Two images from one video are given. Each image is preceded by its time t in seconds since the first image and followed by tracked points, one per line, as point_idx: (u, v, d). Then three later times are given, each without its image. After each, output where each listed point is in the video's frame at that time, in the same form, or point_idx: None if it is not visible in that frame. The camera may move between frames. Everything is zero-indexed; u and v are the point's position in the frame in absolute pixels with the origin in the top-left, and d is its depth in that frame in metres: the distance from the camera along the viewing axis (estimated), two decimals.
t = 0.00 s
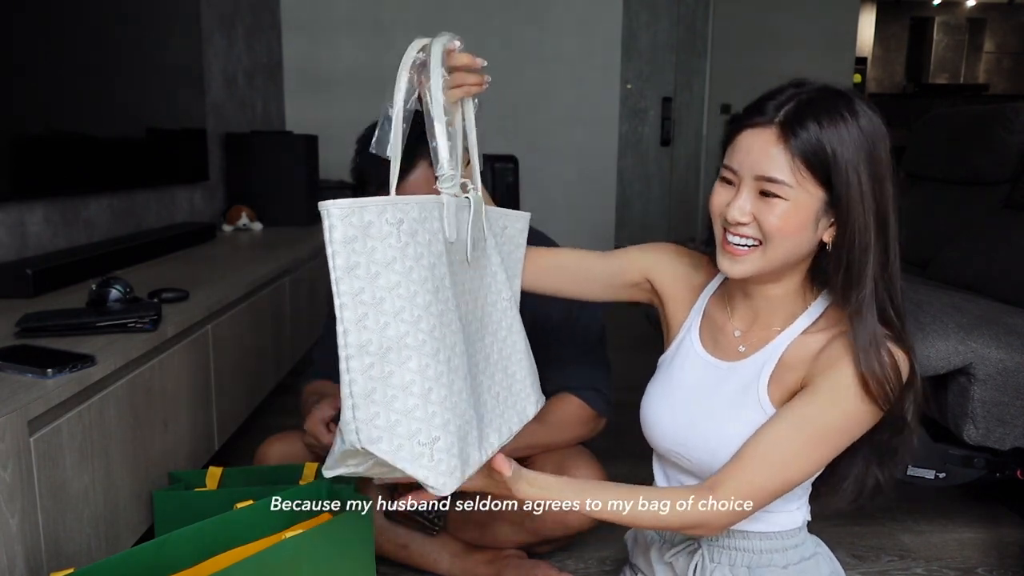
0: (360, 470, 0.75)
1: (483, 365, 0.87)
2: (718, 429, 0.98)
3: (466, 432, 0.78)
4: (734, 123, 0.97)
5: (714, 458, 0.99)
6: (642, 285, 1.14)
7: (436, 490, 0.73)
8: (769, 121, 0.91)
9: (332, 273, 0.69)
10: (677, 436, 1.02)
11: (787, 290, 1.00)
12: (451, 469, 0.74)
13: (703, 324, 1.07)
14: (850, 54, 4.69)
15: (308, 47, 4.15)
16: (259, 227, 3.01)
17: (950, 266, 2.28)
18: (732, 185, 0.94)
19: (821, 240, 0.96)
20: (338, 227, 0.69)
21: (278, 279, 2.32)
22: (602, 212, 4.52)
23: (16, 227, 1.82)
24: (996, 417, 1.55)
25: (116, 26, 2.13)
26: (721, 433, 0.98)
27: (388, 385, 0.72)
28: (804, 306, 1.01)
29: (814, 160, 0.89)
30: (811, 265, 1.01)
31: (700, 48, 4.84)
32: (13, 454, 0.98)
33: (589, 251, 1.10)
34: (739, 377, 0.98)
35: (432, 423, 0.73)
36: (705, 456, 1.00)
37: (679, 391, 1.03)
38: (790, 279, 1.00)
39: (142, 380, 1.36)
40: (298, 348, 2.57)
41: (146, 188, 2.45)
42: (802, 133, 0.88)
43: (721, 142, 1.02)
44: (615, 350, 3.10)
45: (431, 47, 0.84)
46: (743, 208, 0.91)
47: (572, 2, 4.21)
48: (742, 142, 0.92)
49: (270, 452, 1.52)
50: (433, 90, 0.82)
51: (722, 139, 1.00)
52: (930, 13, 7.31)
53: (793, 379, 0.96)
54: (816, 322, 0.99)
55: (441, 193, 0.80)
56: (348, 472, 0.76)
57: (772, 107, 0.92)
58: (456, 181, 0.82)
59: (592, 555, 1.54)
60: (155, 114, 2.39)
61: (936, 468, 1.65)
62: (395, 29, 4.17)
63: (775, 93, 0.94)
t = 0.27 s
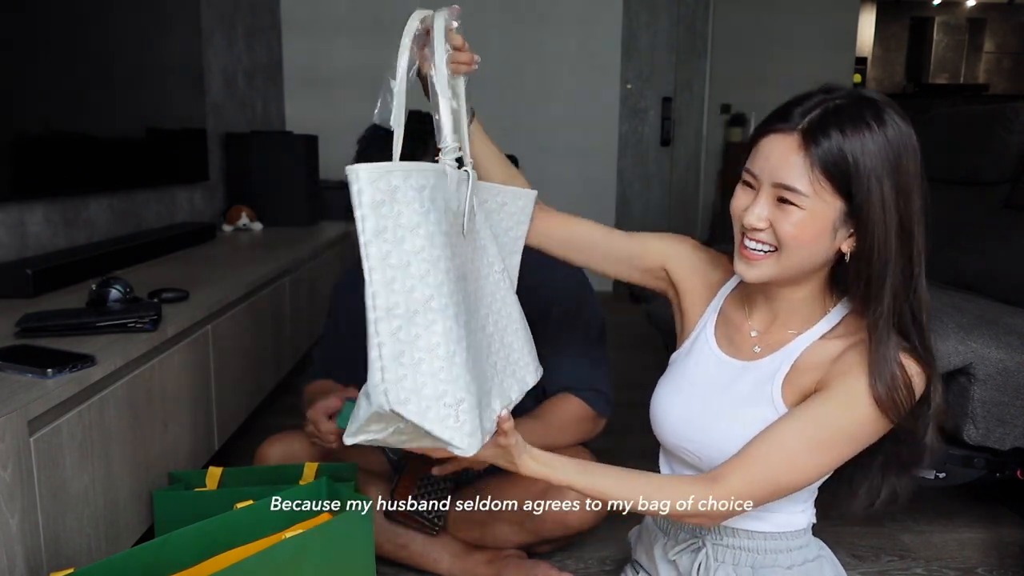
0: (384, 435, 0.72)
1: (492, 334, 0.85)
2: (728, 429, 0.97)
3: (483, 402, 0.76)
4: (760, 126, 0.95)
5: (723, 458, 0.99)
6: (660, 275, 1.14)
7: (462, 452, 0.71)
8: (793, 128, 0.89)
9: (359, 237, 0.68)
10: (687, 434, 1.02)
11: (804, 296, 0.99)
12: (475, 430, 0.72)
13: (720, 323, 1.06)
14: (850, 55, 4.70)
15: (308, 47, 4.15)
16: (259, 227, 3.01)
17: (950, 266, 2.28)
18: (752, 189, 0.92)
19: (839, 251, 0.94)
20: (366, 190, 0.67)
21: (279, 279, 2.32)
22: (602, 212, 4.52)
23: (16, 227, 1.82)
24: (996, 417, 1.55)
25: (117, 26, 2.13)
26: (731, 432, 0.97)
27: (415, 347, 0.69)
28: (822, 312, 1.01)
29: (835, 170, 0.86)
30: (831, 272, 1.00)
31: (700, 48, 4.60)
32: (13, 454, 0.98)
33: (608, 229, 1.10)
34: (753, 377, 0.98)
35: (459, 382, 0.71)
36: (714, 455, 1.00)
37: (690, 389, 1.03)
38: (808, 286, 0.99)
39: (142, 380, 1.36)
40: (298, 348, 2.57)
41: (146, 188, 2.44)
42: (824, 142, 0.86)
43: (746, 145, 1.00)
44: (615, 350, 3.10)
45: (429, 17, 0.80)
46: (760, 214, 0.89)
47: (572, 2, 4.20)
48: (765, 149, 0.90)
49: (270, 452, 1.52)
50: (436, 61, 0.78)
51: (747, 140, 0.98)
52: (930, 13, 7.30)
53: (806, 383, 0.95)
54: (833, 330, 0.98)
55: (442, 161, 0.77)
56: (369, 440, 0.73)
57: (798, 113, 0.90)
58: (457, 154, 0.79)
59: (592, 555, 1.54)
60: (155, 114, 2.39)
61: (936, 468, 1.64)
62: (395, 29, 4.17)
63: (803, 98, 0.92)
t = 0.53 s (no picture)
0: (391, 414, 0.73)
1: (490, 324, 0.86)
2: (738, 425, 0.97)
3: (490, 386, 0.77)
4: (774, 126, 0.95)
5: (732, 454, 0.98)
6: (673, 267, 1.13)
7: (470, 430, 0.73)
8: (805, 128, 0.89)
9: (400, 206, 0.70)
10: (695, 429, 1.01)
11: (816, 292, 0.99)
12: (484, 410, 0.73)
13: (731, 322, 1.06)
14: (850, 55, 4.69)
15: (308, 47, 4.15)
16: (259, 228, 3.01)
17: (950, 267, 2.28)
18: (764, 188, 0.92)
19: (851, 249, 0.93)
20: (412, 158, 0.70)
21: (278, 279, 2.32)
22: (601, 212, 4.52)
23: (16, 227, 1.82)
24: (996, 417, 1.55)
25: (116, 26, 2.13)
26: (741, 428, 0.97)
27: (441, 322, 0.71)
28: (835, 310, 1.00)
29: (846, 170, 0.86)
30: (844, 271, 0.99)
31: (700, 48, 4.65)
32: (13, 454, 0.98)
33: (630, 214, 1.09)
34: (763, 373, 0.97)
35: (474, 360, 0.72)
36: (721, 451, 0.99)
37: (699, 384, 1.02)
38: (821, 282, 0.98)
39: (143, 380, 1.36)
40: (298, 348, 2.57)
41: (146, 188, 2.45)
42: (835, 141, 0.86)
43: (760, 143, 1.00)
44: (615, 350, 3.10)
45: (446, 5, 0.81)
46: (771, 213, 0.90)
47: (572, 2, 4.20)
48: (779, 147, 0.90)
49: (271, 452, 1.52)
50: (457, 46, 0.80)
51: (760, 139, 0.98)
52: (930, 13, 7.30)
53: (817, 377, 0.94)
54: (846, 327, 0.97)
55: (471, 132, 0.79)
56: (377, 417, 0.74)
57: (812, 113, 0.90)
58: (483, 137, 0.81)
59: (592, 555, 1.54)
60: (154, 114, 2.39)
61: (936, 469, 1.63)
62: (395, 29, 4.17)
63: (820, 98, 0.92)
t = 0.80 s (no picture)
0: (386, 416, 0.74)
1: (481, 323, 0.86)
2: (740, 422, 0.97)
3: (485, 385, 0.78)
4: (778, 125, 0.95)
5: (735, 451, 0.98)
6: (677, 266, 1.13)
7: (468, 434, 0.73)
8: (811, 127, 0.89)
9: (400, 210, 0.71)
10: (696, 425, 1.01)
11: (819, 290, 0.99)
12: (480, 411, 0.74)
13: (731, 320, 1.05)
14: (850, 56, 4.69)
15: (309, 47, 4.15)
16: (259, 228, 3.01)
17: (950, 267, 2.28)
18: (769, 187, 0.92)
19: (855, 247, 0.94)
20: (410, 163, 0.71)
21: (278, 279, 2.33)
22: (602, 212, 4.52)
23: (17, 227, 1.82)
24: (996, 417, 1.56)
25: (116, 26, 2.13)
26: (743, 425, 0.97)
27: (438, 325, 0.71)
28: (835, 308, 1.00)
29: (852, 170, 0.86)
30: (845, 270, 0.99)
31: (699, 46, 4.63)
32: (13, 454, 0.98)
33: (634, 205, 1.07)
34: (764, 370, 0.97)
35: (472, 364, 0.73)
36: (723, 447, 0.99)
37: (700, 381, 1.02)
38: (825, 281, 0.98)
39: (143, 380, 1.36)
40: (299, 348, 2.57)
41: (146, 188, 2.45)
42: (841, 142, 0.86)
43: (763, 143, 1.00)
44: (616, 350, 3.10)
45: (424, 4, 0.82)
46: (775, 211, 0.90)
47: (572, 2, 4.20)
48: (784, 146, 0.90)
49: (271, 451, 1.52)
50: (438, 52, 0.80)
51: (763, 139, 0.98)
52: (930, 12, 7.30)
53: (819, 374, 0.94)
54: (847, 326, 0.97)
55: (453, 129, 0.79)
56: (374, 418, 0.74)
57: (817, 113, 0.90)
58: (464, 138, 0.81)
59: (592, 555, 1.54)
60: (154, 114, 2.39)
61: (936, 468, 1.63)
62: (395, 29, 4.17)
63: (824, 97, 0.92)
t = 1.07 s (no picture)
0: (353, 399, 0.74)
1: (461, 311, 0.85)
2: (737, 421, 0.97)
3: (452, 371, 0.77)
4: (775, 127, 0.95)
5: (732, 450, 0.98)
6: (677, 266, 1.12)
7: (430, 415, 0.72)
8: (806, 127, 0.89)
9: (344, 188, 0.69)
10: (694, 425, 1.01)
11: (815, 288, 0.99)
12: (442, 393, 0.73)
13: (727, 319, 1.05)
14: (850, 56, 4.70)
15: (309, 47, 4.15)
16: (259, 228, 3.01)
17: (950, 267, 2.28)
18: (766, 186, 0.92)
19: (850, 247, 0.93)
20: (355, 143, 0.70)
21: (278, 279, 2.33)
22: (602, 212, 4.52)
23: (17, 227, 1.82)
24: (996, 417, 1.56)
25: (116, 27, 2.13)
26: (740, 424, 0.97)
27: (391, 304, 0.70)
28: (831, 308, 1.00)
29: (848, 170, 0.86)
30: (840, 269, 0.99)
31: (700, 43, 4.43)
32: (13, 454, 0.98)
33: (629, 199, 1.06)
34: (760, 369, 0.97)
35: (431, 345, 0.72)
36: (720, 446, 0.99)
37: (698, 380, 1.02)
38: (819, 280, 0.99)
39: (143, 379, 1.36)
40: (298, 349, 2.57)
41: (146, 188, 2.44)
42: (837, 141, 0.86)
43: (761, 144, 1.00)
44: (615, 350, 3.10)
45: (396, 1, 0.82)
46: (774, 209, 0.89)
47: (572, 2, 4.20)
48: (781, 145, 0.90)
49: (270, 452, 1.52)
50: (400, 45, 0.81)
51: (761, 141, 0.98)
52: (930, 12, 7.30)
53: (813, 372, 0.94)
54: (839, 324, 0.97)
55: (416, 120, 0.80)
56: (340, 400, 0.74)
57: (813, 113, 0.90)
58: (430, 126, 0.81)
59: (592, 555, 1.54)
60: (154, 115, 2.39)
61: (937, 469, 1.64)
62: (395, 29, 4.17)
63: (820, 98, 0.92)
